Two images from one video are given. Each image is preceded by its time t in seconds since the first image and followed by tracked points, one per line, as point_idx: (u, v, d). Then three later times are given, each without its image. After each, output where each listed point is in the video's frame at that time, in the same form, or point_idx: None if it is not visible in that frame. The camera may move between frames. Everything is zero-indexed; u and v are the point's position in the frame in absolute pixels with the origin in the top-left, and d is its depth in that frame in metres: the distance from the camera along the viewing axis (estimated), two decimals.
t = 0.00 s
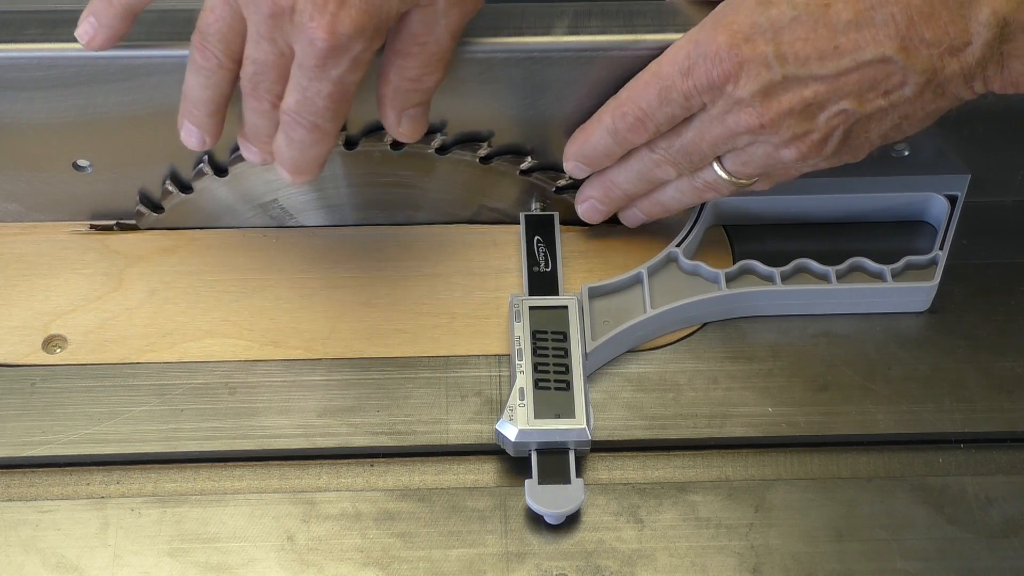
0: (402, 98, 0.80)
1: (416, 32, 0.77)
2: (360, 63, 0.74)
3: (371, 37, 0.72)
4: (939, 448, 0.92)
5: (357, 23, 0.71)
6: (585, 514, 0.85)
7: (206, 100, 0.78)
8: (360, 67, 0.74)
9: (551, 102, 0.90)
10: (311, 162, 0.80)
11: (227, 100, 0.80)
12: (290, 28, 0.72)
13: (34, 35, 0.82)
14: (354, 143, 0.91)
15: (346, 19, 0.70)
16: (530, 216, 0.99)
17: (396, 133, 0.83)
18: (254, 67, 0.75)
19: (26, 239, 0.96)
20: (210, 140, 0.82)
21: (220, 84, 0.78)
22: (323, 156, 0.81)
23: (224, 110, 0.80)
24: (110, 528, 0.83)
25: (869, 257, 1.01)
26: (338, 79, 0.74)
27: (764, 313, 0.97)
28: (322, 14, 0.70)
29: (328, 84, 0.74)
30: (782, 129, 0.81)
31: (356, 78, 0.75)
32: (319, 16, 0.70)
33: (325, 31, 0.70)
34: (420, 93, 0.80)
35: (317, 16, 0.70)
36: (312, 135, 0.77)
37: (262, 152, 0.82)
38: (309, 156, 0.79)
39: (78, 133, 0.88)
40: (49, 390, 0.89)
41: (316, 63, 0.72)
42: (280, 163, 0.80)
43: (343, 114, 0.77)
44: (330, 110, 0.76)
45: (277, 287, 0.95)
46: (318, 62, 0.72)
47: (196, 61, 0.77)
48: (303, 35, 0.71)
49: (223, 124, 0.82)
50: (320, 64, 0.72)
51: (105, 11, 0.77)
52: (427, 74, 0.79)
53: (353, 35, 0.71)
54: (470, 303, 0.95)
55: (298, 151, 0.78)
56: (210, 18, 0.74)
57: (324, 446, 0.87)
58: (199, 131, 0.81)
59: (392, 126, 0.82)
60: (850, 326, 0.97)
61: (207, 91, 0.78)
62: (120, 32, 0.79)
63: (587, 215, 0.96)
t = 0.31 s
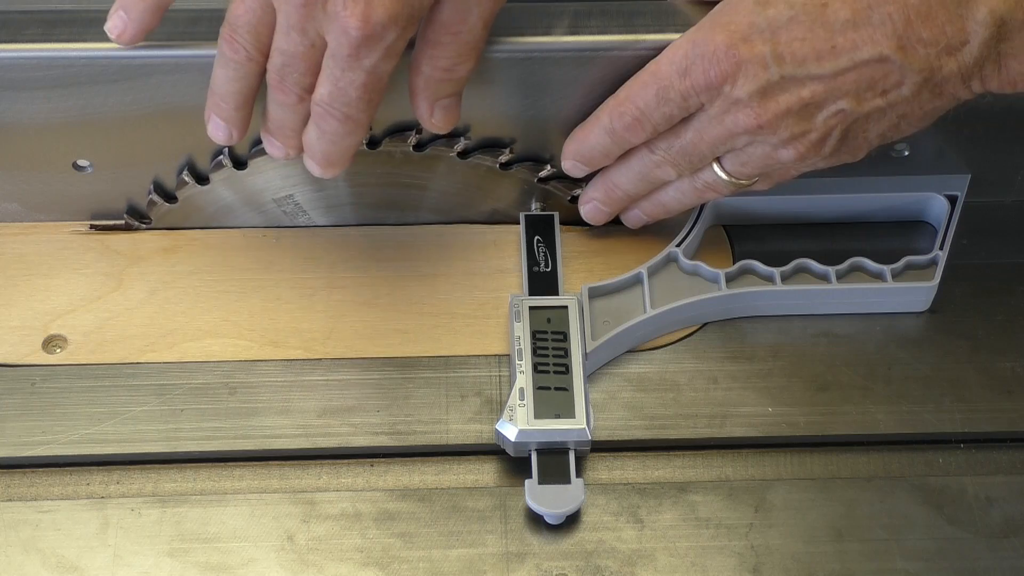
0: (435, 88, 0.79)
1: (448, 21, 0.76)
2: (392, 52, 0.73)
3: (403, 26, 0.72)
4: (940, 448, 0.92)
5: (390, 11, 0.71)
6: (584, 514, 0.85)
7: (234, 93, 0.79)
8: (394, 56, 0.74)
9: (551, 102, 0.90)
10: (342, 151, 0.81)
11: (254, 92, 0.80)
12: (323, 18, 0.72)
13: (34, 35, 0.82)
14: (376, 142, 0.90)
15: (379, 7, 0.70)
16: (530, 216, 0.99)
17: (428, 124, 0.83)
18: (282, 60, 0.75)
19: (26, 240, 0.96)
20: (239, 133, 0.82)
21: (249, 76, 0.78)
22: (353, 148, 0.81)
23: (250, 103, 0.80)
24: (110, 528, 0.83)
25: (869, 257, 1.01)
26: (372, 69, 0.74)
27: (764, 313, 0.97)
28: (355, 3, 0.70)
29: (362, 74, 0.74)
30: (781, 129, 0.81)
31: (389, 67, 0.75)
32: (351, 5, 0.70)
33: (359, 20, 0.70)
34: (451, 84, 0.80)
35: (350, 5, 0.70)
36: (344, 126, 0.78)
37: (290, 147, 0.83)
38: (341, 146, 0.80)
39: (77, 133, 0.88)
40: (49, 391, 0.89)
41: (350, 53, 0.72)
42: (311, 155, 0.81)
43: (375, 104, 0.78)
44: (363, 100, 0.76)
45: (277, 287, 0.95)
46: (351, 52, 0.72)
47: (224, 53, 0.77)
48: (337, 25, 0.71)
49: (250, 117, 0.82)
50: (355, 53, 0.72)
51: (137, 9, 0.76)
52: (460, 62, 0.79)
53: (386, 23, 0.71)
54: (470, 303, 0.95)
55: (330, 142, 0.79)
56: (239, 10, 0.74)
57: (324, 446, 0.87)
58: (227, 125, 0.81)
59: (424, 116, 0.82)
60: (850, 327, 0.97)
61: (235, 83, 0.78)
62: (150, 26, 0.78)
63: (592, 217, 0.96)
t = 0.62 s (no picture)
0: (454, 81, 0.80)
1: (467, 14, 0.76)
2: (411, 45, 0.73)
3: (422, 18, 0.72)
4: (940, 448, 0.92)
5: (409, 3, 0.70)
6: (584, 515, 0.85)
7: (249, 91, 0.79)
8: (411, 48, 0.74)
9: (551, 102, 0.90)
10: (361, 149, 0.80)
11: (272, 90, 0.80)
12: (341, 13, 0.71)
13: (34, 35, 0.82)
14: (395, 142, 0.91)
15: None
16: (530, 216, 0.99)
17: (448, 120, 0.83)
18: (299, 55, 0.75)
19: (26, 239, 0.96)
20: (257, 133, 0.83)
21: (266, 73, 0.78)
22: (371, 146, 0.81)
23: (266, 102, 0.80)
24: (110, 528, 0.83)
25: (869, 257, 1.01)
26: (391, 62, 0.74)
27: (764, 313, 0.97)
28: None
29: (381, 68, 0.73)
30: (782, 126, 0.81)
31: (407, 60, 0.74)
32: None
33: (377, 14, 0.69)
34: (470, 77, 0.80)
35: None
36: (362, 121, 0.77)
37: (308, 146, 0.83)
38: (360, 143, 0.80)
39: (78, 133, 0.88)
40: (49, 390, 0.89)
41: (368, 47, 0.72)
42: (330, 153, 0.81)
43: (394, 99, 0.77)
44: (382, 95, 0.76)
45: (277, 287, 0.95)
46: (370, 45, 0.71)
47: (240, 51, 0.77)
48: (355, 18, 0.70)
49: (266, 117, 0.82)
50: (372, 47, 0.72)
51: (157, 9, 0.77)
52: (478, 55, 0.79)
53: (404, 16, 0.71)
54: (470, 303, 0.95)
55: (349, 139, 0.79)
56: (256, 6, 0.75)
57: (324, 446, 0.87)
58: (244, 124, 0.81)
59: (445, 111, 0.82)
60: (850, 326, 0.97)
61: (250, 81, 0.78)
62: (168, 26, 0.79)
63: (593, 217, 0.96)
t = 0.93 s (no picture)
0: (364, 85, 0.74)
1: (379, 12, 0.72)
2: (316, 33, 0.69)
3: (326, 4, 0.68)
4: (940, 448, 0.92)
5: None
6: (584, 515, 0.85)
7: (175, 91, 0.74)
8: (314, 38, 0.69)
9: (551, 102, 0.90)
10: (277, 156, 0.74)
11: (200, 95, 0.75)
12: None
13: (33, 35, 0.81)
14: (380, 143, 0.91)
15: None
16: (530, 216, 0.99)
17: (359, 128, 0.76)
18: (212, 49, 0.70)
19: (26, 239, 0.96)
20: (180, 141, 0.77)
21: (191, 73, 0.73)
22: (291, 156, 0.76)
23: (193, 107, 0.75)
24: (110, 528, 0.83)
25: (869, 257, 1.01)
26: (295, 51, 0.69)
27: (764, 313, 0.97)
28: None
29: (286, 57, 0.69)
30: (782, 119, 0.81)
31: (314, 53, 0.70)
32: None
33: None
34: (382, 82, 0.74)
35: None
36: (276, 120, 0.72)
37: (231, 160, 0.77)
38: (274, 148, 0.74)
39: (78, 133, 0.88)
40: (49, 390, 0.89)
41: (270, 32, 0.68)
42: (247, 162, 0.75)
43: (303, 96, 0.72)
44: (290, 90, 0.71)
45: (277, 287, 0.95)
46: (273, 29, 0.67)
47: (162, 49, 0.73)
48: None
49: (196, 124, 0.77)
50: (272, 30, 0.67)
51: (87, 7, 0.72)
52: (392, 59, 0.73)
53: None
54: (470, 303, 0.95)
55: (264, 143, 0.73)
56: None
57: (323, 446, 0.87)
58: (171, 127, 0.76)
59: (352, 116, 0.75)
60: (850, 326, 0.97)
61: (175, 80, 0.73)
62: (100, 26, 0.74)
63: (586, 211, 0.96)
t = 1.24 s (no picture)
0: (208, 132, 0.78)
1: (232, 67, 0.75)
2: (166, 84, 0.72)
3: (179, 59, 0.71)
4: (940, 448, 0.92)
5: (166, 41, 0.69)
6: (584, 515, 0.85)
7: (20, 109, 0.77)
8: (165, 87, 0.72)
9: (551, 102, 0.90)
10: (105, 186, 0.78)
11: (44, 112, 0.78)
12: (97, 41, 0.70)
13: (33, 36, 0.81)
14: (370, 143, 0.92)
15: (155, 35, 0.69)
16: (530, 216, 0.99)
17: (195, 167, 0.81)
18: (59, 78, 0.73)
19: (25, 239, 0.96)
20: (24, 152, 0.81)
21: (37, 93, 0.76)
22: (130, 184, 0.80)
23: (42, 121, 0.79)
24: (110, 528, 0.83)
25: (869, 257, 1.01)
26: (144, 98, 0.72)
27: (764, 313, 0.98)
28: (131, 28, 0.68)
29: (131, 103, 0.72)
30: (783, 120, 0.81)
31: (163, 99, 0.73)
32: (126, 28, 0.68)
33: (131, 46, 0.68)
34: (224, 130, 0.78)
35: (126, 29, 0.68)
36: (112, 155, 0.75)
37: (64, 175, 0.81)
38: (110, 180, 0.77)
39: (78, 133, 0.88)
40: (49, 390, 0.89)
41: (120, 80, 0.70)
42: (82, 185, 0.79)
43: (147, 139, 0.75)
44: (135, 132, 0.74)
45: (277, 286, 0.95)
46: (124, 78, 0.70)
47: (14, 68, 0.75)
48: (111, 46, 0.69)
49: (42, 136, 0.81)
50: (126, 80, 0.70)
51: None
52: (236, 111, 0.77)
53: (161, 53, 0.70)
54: (470, 303, 0.95)
55: (100, 173, 0.77)
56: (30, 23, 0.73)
57: (324, 446, 0.87)
58: (12, 137, 0.80)
59: (192, 156, 0.80)
60: (850, 326, 0.97)
61: (23, 100, 0.77)
62: None
63: (586, 208, 0.96)
